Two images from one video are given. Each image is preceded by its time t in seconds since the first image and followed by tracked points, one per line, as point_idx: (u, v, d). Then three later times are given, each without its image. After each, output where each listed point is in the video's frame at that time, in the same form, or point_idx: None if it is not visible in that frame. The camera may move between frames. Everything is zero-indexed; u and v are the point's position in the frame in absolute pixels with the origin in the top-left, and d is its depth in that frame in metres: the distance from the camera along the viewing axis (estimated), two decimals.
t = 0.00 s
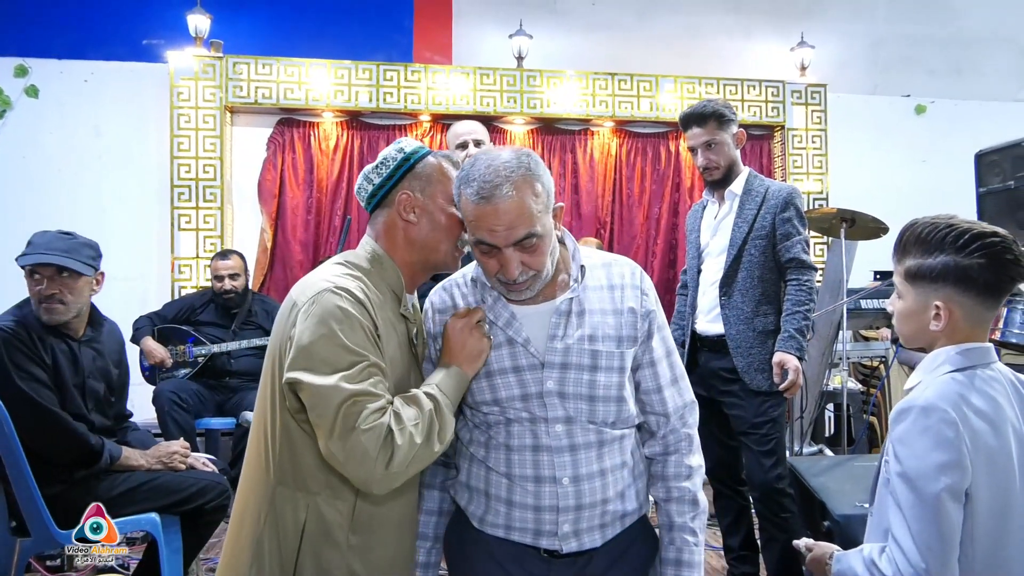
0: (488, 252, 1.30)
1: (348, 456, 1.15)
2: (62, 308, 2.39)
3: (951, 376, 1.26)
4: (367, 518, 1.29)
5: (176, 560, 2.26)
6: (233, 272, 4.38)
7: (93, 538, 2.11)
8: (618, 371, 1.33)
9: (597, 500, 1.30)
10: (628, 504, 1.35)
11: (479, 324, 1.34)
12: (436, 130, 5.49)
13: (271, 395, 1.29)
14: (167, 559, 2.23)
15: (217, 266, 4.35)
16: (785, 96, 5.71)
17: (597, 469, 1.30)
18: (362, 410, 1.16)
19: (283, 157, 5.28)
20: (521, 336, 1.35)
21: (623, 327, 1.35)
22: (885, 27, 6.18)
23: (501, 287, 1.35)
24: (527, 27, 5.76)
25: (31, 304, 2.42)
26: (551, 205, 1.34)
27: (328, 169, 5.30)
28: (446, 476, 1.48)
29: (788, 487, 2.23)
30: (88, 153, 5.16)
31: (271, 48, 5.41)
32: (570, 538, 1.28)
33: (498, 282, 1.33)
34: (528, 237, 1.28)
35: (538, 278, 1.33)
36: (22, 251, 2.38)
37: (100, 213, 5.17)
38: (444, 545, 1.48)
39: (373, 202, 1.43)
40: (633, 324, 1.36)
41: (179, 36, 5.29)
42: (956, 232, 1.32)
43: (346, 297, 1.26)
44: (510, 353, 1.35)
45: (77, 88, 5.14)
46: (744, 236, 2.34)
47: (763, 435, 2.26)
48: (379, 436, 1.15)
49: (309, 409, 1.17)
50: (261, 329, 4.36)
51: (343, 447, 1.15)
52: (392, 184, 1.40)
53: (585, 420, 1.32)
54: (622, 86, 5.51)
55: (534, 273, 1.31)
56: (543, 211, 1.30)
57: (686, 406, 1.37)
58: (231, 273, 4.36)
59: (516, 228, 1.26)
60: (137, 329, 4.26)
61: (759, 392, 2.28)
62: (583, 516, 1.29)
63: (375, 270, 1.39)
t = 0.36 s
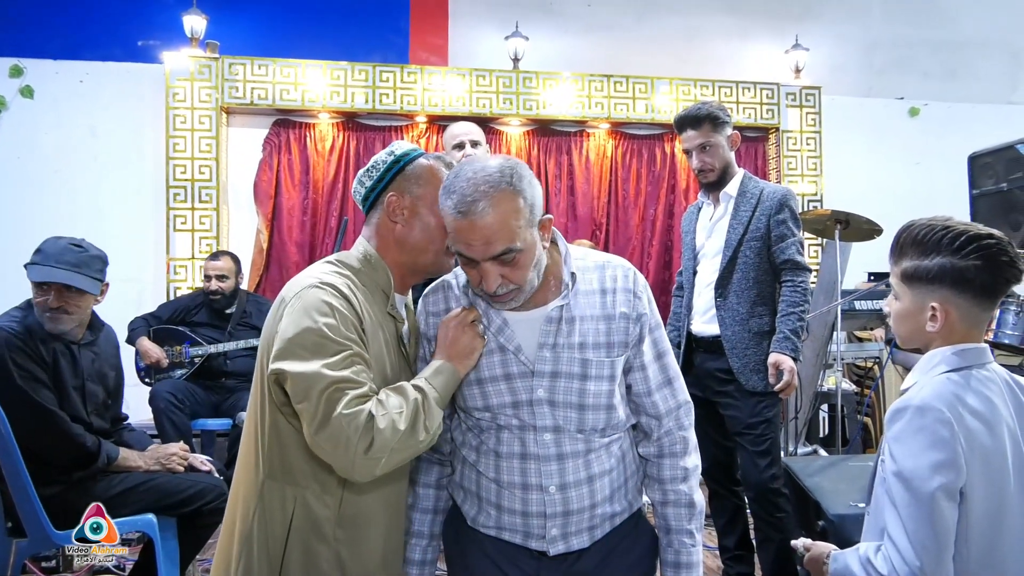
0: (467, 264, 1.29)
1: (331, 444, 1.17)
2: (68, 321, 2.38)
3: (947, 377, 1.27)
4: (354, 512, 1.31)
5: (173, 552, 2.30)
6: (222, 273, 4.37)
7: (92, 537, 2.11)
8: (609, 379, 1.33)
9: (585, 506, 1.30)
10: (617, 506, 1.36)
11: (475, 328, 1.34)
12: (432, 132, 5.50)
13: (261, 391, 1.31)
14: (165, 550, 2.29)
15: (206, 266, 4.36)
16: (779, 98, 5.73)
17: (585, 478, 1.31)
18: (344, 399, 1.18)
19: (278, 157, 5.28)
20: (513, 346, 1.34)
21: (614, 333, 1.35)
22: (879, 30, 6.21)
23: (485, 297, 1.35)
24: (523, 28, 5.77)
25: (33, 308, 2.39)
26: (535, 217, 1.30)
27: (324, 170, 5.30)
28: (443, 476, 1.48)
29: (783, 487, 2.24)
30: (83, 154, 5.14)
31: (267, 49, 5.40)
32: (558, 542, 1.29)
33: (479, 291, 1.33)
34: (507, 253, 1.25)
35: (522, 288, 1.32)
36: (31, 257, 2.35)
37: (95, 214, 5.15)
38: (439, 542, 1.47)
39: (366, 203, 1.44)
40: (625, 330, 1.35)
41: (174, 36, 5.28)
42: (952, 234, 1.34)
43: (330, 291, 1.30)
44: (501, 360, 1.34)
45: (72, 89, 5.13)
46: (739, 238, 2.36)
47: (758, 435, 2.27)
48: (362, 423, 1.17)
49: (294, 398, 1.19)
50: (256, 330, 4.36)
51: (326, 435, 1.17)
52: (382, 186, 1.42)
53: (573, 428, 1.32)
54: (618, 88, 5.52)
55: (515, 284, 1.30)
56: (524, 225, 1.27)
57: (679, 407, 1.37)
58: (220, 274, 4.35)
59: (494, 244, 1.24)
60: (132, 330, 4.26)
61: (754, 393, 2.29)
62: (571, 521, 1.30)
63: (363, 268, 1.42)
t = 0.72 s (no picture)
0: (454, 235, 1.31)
1: (310, 443, 1.17)
2: (58, 319, 2.40)
3: (940, 380, 1.28)
4: (341, 512, 1.32)
5: (169, 554, 2.30)
6: (218, 275, 4.36)
7: (92, 537, 2.11)
8: (602, 382, 1.32)
9: (577, 509, 1.30)
10: (612, 510, 1.35)
11: (462, 327, 1.34)
12: (429, 135, 5.50)
13: (248, 395, 1.32)
14: (160, 552, 2.29)
15: (203, 268, 4.34)
16: (775, 102, 5.75)
17: (577, 481, 1.31)
18: (324, 398, 1.18)
19: (275, 160, 5.28)
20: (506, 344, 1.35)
21: (609, 335, 1.34)
22: (874, 34, 6.25)
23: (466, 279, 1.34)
24: (520, 32, 5.79)
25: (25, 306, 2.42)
26: (530, 212, 1.29)
27: (321, 172, 5.30)
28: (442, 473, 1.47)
29: (779, 490, 2.25)
30: (80, 156, 5.13)
31: (264, 51, 5.40)
32: (552, 544, 1.29)
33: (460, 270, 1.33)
34: (484, 228, 1.25)
35: (498, 278, 1.29)
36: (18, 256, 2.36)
37: (91, 216, 5.14)
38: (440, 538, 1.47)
39: (356, 205, 1.46)
40: (619, 333, 1.34)
41: (172, 39, 5.29)
42: (946, 237, 1.34)
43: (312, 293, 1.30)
44: (494, 359, 1.35)
45: (69, 91, 5.12)
46: (736, 241, 2.37)
47: (754, 438, 2.28)
48: (341, 422, 1.17)
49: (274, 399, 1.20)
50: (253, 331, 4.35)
51: (305, 434, 1.17)
52: (370, 188, 1.44)
53: (563, 431, 1.31)
54: (615, 92, 5.54)
55: (491, 269, 1.28)
56: (509, 211, 1.26)
57: (676, 412, 1.35)
58: (217, 276, 4.34)
59: (474, 216, 1.25)
60: (129, 332, 4.26)
61: (751, 396, 2.30)
62: (564, 524, 1.29)
63: (350, 270, 1.42)
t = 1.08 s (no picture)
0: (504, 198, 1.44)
1: (321, 404, 1.17)
2: (71, 326, 2.37)
3: (938, 385, 1.27)
4: (340, 509, 1.32)
5: (167, 558, 2.29)
6: (217, 276, 4.39)
7: (93, 538, 2.10)
8: (607, 369, 1.31)
9: (558, 494, 1.28)
10: (602, 518, 1.29)
11: (467, 296, 1.37)
12: (430, 137, 5.50)
13: (252, 395, 1.33)
14: (159, 556, 2.28)
15: (201, 270, 4.36)
16: (775, 106, 5.76)
17: (563, 465, 1.29)
18: (332, 360, 1.19)
19: (276, 162, 5.28)
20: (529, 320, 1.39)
21: (626, 331, 1.33)
22: (873, 38, 6.27)
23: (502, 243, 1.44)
24: (521, 35, 5.80)
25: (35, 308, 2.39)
26: (563, 191, 1.35)
27: (321, 175, 5.31)
28: (446, 465, 1.47)
29: (778, 493, 2.24)
30: (80, 158, 5.14)
31: (265, 54, 5.41)
32: (529, 528, 1.28)
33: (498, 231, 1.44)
34: (513, 187, 1.37)
35: (515, 239, 1.38)
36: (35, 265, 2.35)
37: (92, 218, 5.15)
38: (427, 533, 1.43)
39: (360, 212, 1.44)
40: (643, 333, 1.32)
41: (173, 42, 5.30)
42: (945, 242, 1.35)
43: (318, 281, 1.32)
44: (510, 330, 1.39)
45: (70, 93, 5.13)
46: (736, 244, 2.37)
47: (753, 440, 2.28)
48: (349, 381, 1.17)
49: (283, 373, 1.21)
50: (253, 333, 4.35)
51: (315, 397, 1.17)
52: (375, 195, 1.43)
53: (558, 410, 1.31)
54: (615, 95, 5.55)
55: (510, 228, 1.38)
56: (540, 180, 1.35)
57: (695, 434, 1.29)
58: (216, 277, 4.37)
59: (511, 177, 1.38)
60: (126, 335, 4.26)
61: (750, 399, 2.31)
62: (542, 507, 1.29)
63: (358, 270, 1.41)
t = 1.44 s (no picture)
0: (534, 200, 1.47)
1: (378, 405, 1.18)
2: (66, 329, 2.35)
3: (930, 392, 1.27)
4: (360, 505, 1.30)
5: (158, 562, 2.31)
6: (213, 278, 4.38)
7: (92, 537, 2.12)
8: (624, 371, 1.31)
9: (579, 496, 1.29)
10: (625, 520, 1.28)
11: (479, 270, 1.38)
12: (425, 141, 5.50)
13: (269, 392, 1.31)
14: (149, 560, 2.29)
15: (197, 271, 4.35)
16: (770, 111, 5.78)
17: (581, 467, 1.30)
18: (381, 362, 1.20)
19: (271, 165, 5.27)
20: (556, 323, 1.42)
21: (648, 332, 1.33)
22: (867, 45, 6.30)
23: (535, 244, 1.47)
24: (517, 39, 5.81)
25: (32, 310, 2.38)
26: (591, 185, 1.38)
27: (317, 178, 5.30)
28: (481, 467, 1.48)
29: (771, 498, 2.24)
30: (75, 159, 5.12)
31: (260, 57, 5.41)
32: (552, 529, 1.31)
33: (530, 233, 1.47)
34: (541, 186, 1.40)
35: (546, 237, 1.40)
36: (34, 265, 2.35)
37: (85, 220, 5.13)
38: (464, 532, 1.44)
39: (380, 221, 1.43)
40: (668, 335, 1.32)
41: (168, 44, 5.29)
42: (936, 248, 1.35)
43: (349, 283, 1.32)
44: (537, 332, 1.41)
45: (65, 95, 5.11)
46: (730, 249, 2.37)
47: (748, 445, 2.28)
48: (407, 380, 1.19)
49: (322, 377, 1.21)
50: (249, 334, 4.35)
51: (371, 397, 1.19)
52: (398, 202, 1.41)
53: (577, 412, 1.31)
54: (610, 99, 5.56)
55: (541, 227, 1.41)
56: (567, 177, 1.38)
57: (718, 435, 1.27)
58: (211, 279, 4.36)
59: (539, 178, 1.42)
60: (121, 337, 4.25)
61: (743, 404, 2.31)
62: (565, 508, 1.30)
63: (378, 276, 1.41)
